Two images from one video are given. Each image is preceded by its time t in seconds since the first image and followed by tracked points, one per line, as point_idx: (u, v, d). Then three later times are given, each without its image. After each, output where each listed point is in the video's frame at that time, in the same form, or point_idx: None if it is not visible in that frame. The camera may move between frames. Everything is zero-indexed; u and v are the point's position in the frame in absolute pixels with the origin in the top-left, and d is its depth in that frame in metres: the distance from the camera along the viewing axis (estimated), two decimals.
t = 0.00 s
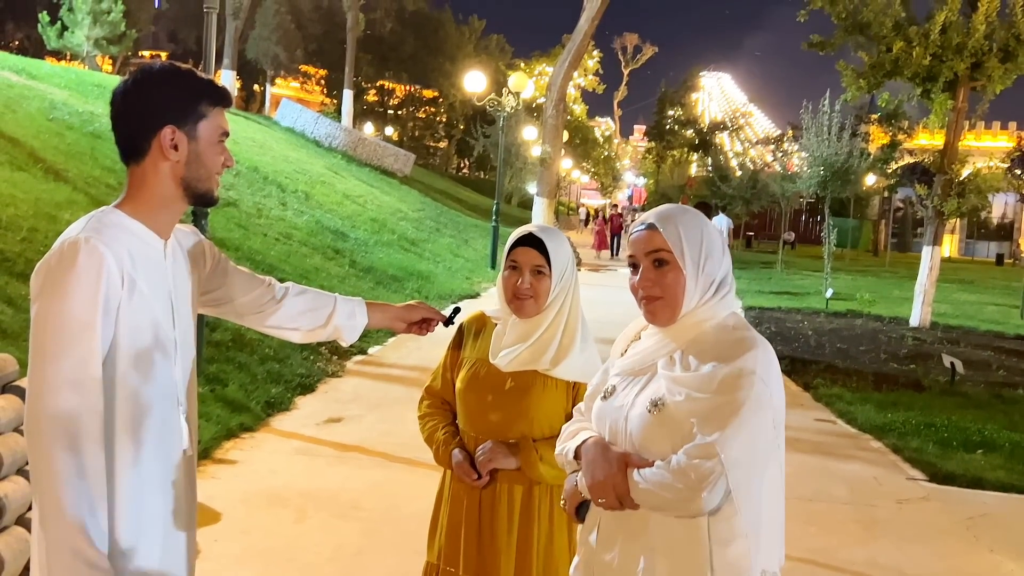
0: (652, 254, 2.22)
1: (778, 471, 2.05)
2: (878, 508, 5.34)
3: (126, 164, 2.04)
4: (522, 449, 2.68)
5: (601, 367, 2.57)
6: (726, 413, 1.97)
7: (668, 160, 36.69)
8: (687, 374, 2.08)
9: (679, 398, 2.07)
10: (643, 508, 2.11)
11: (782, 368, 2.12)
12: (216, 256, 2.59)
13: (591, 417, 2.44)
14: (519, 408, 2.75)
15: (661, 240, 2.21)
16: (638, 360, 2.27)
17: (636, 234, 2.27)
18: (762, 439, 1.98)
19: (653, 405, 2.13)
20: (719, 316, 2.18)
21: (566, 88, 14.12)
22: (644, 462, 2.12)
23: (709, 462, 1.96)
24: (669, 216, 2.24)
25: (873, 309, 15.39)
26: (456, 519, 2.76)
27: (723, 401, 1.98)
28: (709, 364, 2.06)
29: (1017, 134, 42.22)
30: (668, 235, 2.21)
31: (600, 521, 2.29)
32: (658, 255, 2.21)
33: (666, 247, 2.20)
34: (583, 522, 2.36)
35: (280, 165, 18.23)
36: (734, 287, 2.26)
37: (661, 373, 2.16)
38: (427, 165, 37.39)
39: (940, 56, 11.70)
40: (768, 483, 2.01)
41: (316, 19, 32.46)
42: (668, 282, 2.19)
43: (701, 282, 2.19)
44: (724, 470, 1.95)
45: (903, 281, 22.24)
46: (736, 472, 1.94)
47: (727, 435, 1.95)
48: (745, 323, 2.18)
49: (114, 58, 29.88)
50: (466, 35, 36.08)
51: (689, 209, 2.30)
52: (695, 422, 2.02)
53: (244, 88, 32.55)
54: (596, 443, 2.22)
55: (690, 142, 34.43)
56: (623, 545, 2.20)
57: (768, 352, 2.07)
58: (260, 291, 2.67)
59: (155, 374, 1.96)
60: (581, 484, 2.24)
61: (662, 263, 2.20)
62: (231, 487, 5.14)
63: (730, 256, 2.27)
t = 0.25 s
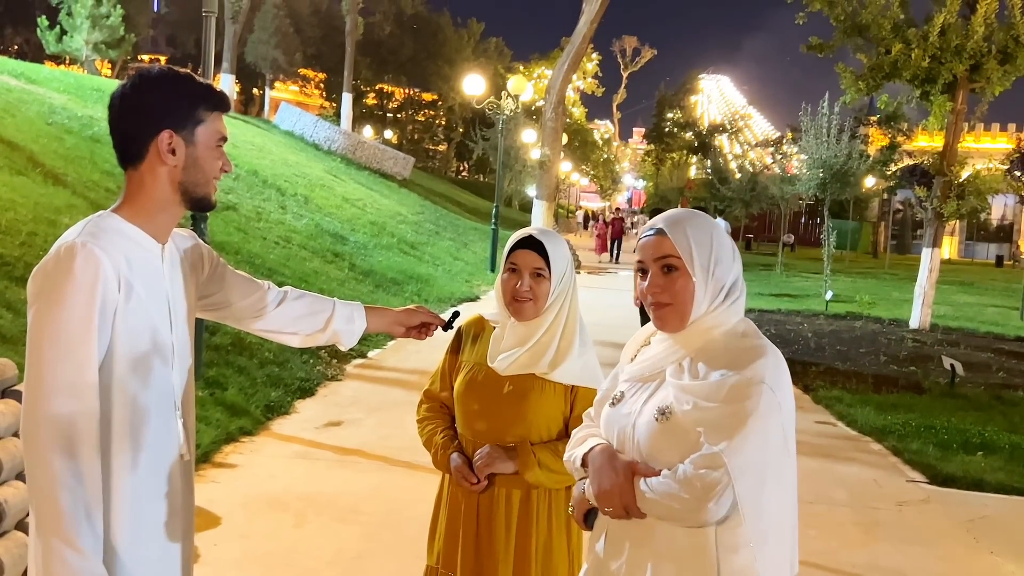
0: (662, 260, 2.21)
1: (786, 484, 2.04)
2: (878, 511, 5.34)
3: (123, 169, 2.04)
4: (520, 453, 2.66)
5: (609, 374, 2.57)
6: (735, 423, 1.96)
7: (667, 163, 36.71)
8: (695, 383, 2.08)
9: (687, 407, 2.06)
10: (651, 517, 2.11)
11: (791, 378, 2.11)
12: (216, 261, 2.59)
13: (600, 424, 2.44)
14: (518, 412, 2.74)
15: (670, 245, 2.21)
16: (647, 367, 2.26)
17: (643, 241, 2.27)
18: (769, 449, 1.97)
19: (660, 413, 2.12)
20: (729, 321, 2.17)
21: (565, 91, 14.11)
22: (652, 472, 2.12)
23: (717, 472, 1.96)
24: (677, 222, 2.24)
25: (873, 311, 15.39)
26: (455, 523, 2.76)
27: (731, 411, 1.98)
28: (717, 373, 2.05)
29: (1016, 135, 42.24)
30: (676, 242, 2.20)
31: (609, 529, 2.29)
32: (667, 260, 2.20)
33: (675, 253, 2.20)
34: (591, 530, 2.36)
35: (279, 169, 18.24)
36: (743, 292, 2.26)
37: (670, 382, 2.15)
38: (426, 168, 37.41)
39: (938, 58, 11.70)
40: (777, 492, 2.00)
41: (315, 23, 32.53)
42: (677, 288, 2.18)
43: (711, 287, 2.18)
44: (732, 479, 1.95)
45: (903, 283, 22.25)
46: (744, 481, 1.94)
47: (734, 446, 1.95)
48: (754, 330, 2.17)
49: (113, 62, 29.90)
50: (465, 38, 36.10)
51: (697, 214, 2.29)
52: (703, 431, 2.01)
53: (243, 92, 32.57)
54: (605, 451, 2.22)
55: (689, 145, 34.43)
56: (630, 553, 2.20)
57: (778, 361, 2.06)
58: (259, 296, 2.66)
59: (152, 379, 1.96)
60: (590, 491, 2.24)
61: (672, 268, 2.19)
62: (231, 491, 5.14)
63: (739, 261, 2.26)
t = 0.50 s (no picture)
0: (682, 263, 2.21)
1: (801, 487, 2.03)
2: (879, 510, 5.34)
3: (123, 169, 2.04)
4: (518, 454, 2.66)
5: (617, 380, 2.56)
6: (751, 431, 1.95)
7: (667, 163, 36.72)
8: (710, 391, 2.06)
9: (702, 415, 2.05)
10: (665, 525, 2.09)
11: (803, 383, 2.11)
12: (214, 264, 2.59)
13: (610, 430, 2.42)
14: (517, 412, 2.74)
15: (689, 249, 2.20)
16: (658, 372, 2.25)
17: (663, 243, 2.25)
18: (784, 456, 1.96)
19: (674, 419, 2.10)
20: (747, 325, 2.19)
21: (565, 91, 14.11)
22: (667, 481, 2.09)
23: (735, 480, 1.95)
24: (695, 225, 2.23)
25: (874, 311, 15.38)
26: (454, 524, 2.75)
27: (747, 418, 1.97)
28: (732, 380, 2.04)
29: (1016, 135, 42.24)
30: (698, 244, 2.20)
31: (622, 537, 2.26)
32: (688, 264, 2.20)
33: (696, 256, 2.20)
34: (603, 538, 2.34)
35: (279, 170, 18.25)
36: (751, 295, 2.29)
37: (683, 390, 2.13)
38: (426, 169, 37.39)
39: (938, 58, 11.70)
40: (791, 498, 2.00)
41: (314, 25, 32.56)
42: (698, 292, 2.18)
43: (730, 290, 2.20)
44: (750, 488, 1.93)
45: (903, 283, 22.24)
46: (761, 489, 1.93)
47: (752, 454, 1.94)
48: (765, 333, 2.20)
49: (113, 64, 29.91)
50: (465, 39, 36.11)
51: (709, 217, 2.30)
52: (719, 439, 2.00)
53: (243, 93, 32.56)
54: (617, 458, 2.20)
55: (689, 145, 34.44)
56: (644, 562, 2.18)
57: (792, 367, 2.06)
58: (258, 298, 2.66)
59: (151, 380, 1.96)
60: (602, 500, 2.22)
61: (694, 271, 2.19)
62: (232, 493, 5.14)
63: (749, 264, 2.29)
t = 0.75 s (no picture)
0: (700, 267, 2.18)
1: (823, 491, 2.02)
2: (878, 509, 5.34)
3: (122, 169, 2.04)
4: (517, 453, 2.66)
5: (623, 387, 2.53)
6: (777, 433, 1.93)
7: (666, 163, 36.70)
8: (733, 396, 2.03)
9: (725, 420, 2.02)
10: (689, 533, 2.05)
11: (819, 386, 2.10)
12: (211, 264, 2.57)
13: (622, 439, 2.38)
14: (516, 411, 2.74)
15: (706, 253, 2.18)
16: (671, 379, 2.21)
17: (679, 245, 2.22)
18: (808, 458, 1.94)
19: (695, 426, 2.07)
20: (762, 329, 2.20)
21: (564, 91, 14.09)
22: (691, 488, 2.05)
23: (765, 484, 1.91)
24: (709, 227, 2.21)
25: (873, 310, 15.38)
26: (454, 523, 2.75)
27: (772, 420, 1.94)
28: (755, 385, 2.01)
29: (1015, 133, 42.22)
30: (716, 248, 2.17)
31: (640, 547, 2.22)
32: (706, 269, 2.17)
33: (714, 260, 2.18)
34: (619, 550, 2.29)
35: (278, 171, 18.24)
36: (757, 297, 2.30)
37: (703, 395, 2.10)
38: (425, 169, 37.38)
39: (937, 56, 11.69)
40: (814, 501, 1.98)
41: (312, 25, 32.57)
42: (717, 297, 2.16)
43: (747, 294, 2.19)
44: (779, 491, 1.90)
45: (903, 282, 22.22)
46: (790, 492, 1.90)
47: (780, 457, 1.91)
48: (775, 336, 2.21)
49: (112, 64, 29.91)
50: (464, 39, 36.10)
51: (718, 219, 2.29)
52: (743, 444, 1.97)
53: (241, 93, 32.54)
54: (637, 467, 2.15)
55: (687, 144, 34.42)
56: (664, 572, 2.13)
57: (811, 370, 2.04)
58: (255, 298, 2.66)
59: (150, 380, 1.96)
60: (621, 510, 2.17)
61: (713, 277, 2.17)
62: (232, 493, 5.14)
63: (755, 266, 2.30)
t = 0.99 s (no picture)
0: (715, 267, 2.17)
1: (834, 491, 2.01)
2: (878, 507, 5.34)
3: (121, 168, 2.04)
4: (519, 451, 2.67)
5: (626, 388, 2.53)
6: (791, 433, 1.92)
7: (666, 161, 36.72)
8: (745, 397, 2.02)
9: (736, 421, 2.01)
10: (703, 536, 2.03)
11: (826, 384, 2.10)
12: (210, 263, 2.57)
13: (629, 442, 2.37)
14: (517, 409, 2.74)
15: (721, 253, 2.17)
16: (677, 380, 2.19)
17: (693, 245, 2.20)
18: (821, 457, 1.93)
19: (707, 427, 2.05)
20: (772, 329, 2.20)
21: (563, 89, 14.08)
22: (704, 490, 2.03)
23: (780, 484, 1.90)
24: (721, 228, 2.20)
25: (872, 308, 15.39)
26: (454, 521, 2.76)
27: (786, 420, 1.93)
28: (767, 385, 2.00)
29: (1015, 131, 42.24)
30: (730, 248, 2.17)
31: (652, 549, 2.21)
32: (722, 270, 2.16)
33: (730, 261, 2.16)
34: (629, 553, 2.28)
35: (277, 169, 18.24)
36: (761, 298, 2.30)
37: (712, 396, 2.08)
38: (424, 167, 37.38)
39: (936, 54, 11.70)
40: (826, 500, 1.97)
41: (312, 23, 32.56)
42: (733, 297, 2.14)
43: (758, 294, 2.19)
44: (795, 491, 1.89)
45: (902, 280, 22.24)
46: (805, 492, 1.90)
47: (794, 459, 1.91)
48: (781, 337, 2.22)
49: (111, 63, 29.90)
50: (463, 37, 36.09)
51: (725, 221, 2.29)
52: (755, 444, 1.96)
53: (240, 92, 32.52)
54: (648, 470, 2.13)
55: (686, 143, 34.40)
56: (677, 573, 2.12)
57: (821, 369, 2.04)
58: (253, 297, 2.66)
59: (150, 379, 1.96)
60: (633, 514, 2.15)
61: (729, 276, 2.16)
62: (232, 492, 5.14)
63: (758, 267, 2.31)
